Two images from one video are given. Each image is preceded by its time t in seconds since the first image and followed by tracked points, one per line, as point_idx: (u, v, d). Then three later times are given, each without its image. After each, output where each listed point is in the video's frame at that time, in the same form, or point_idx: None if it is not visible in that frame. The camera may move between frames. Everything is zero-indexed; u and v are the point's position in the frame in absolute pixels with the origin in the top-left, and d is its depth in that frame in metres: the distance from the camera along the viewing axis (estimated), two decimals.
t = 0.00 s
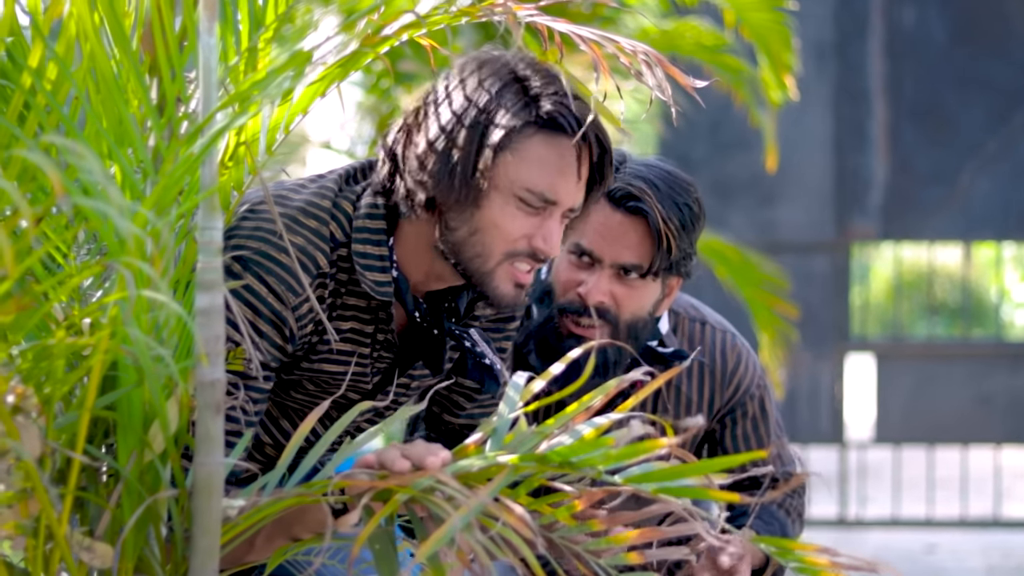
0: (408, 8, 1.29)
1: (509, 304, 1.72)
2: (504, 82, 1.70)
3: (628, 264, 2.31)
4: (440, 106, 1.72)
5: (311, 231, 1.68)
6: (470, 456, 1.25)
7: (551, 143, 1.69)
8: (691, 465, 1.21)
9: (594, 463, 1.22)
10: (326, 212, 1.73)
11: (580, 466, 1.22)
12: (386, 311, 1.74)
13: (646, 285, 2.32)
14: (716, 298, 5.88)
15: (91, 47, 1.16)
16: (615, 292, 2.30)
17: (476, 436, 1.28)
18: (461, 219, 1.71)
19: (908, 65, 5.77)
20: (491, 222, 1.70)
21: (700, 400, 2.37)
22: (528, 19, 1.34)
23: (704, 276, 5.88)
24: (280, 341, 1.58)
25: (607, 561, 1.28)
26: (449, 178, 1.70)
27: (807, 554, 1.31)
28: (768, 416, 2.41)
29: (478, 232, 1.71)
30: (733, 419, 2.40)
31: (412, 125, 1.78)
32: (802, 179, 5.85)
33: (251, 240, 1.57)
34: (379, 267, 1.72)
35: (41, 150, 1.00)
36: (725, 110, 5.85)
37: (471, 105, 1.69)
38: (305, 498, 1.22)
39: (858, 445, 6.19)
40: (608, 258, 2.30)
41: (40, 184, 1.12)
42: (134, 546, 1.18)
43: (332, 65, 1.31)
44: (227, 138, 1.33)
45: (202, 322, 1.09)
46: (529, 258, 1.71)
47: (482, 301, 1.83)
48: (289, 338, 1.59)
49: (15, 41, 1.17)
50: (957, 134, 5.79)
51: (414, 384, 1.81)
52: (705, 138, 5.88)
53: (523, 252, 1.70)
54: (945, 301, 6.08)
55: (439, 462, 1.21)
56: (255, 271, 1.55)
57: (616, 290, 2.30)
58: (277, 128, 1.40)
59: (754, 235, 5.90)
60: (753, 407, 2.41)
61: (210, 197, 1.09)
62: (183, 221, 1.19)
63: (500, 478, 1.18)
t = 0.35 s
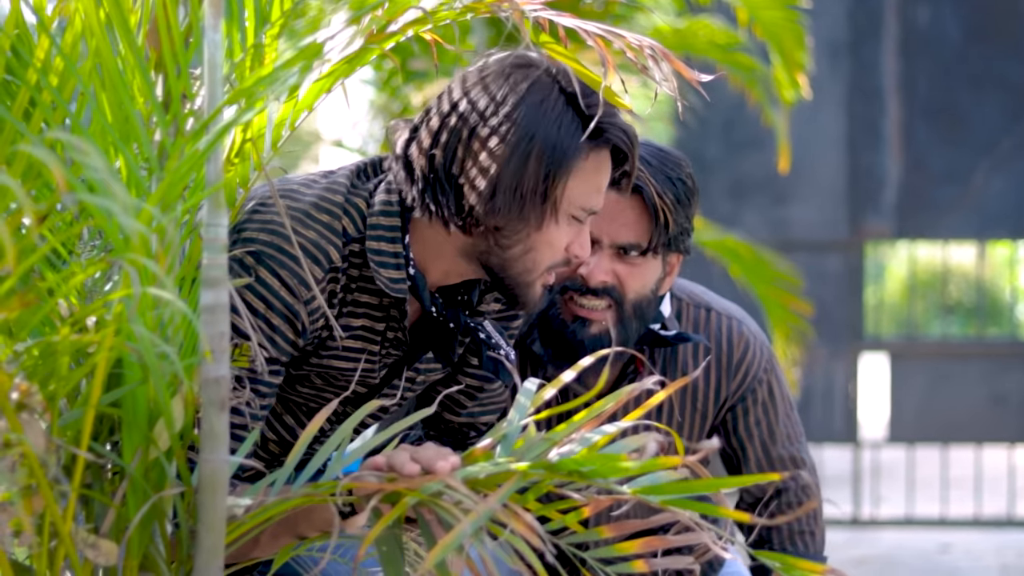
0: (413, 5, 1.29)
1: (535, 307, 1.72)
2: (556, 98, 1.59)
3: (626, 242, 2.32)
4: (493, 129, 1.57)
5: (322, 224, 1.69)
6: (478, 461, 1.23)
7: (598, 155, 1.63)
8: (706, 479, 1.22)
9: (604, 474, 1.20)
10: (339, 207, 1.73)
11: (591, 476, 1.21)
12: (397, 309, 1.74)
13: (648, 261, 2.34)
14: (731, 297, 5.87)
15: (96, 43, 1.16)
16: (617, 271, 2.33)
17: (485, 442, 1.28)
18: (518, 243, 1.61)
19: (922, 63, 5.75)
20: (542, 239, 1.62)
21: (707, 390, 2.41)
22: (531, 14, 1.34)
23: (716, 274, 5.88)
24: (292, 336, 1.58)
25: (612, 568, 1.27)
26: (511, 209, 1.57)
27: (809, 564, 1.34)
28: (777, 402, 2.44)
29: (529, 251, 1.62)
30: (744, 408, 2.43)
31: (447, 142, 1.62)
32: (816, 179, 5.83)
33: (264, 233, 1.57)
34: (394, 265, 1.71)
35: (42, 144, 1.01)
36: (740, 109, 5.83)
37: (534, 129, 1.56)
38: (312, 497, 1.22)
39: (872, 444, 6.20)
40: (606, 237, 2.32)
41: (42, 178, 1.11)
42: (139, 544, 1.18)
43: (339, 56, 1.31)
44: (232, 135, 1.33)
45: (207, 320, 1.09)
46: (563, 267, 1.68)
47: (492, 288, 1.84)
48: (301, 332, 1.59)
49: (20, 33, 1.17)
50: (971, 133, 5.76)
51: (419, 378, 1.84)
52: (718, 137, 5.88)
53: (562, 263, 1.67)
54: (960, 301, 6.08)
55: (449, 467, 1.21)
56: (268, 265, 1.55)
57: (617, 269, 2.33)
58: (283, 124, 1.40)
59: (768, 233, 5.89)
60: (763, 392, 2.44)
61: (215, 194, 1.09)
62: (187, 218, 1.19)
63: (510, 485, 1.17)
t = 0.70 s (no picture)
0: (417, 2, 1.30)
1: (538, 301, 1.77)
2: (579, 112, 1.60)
3: (630, 243, 2.37)
4: (521, 147, 1.57)
5: (327, 222, 1.68)
6: (481, 456, 1.25)
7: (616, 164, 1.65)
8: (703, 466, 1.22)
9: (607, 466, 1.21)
10: (345, 203, 1.73)
11: (592, 469, 1.21)
12: (405, 309, 1.76)
13: (652, 260, 2.39)
14: (743, 296, 5.87)
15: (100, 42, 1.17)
16: (622, 271, 2.37)
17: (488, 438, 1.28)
18: (539, 254, 1.64)
19: (935, 63, 5.73)
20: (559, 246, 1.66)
21: (713, 386, 2.43)
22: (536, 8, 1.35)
23: (729, 274, 5.88)
24: (298, 332, 1.59)
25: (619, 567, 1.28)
26: (537, 224, 1.60)
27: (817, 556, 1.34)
28: (782, 399, 2.44)
29: (547, 260, 1.65)
30: (750, 405, 2.44)
31: (470, 157, 1.62)
32: (829, 177, 5.82)
33: (270, 230, 1.57)
34: (401, 265, 1.72)
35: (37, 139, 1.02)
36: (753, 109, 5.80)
37: (561, 147, 1.58)
38: (314, 497, 1.23)
39: (885, 445, 6.18)
40: (611, 238, 2.37)
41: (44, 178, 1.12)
42: (141, 544, 1.19)
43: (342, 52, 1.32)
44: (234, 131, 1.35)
45: (209, 318, 1.09)
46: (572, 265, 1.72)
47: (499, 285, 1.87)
48: (306, 328, 1.60)
49: (22, 32, 1.18)
50: (984, 132, 5.75)
51: (425, 378, 1.85)
52: (731, 137, 5.84)
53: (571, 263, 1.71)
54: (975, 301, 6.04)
55: (450, 464, 1.22)
56: (274, 261, 1.55)
57: (622, 270, 2.37)
58: (287, 121, 1.43)
59: (781, 234, 5.88)
60: (768, 391, 2.44)
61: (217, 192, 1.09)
62: (190, 217, 1.20)
63: (510, 481, 1.17)
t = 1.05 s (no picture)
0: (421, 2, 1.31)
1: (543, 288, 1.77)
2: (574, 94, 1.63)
3: (635, 241, 2.38)
4: (511, 124, 1.61)
5: (329, 209, 1.71)
6: (481, 455, 1.24)
7: (614, 148, 1.66)
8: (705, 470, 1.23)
9: (607, 465, 1.21)
10: (348, 189, 1.76)
11: (592, 468, 1.21)
12: (407, 296, 1.78)
13: (657, 259, 2.39)
14: (753, 295, 5.86)
15: (100, 41, 1.18)
16: (627, 271, 2.38)
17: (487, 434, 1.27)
18: (533, 234, 1.65)
19: (946, 61, 5.72)
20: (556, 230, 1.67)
21: (717, 383, 2.43)
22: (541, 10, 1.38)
23: (739, 274, 5.86)
24: (300, 317, 1.60)
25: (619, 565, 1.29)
26: (529, 202, 1.62)
27: (819, 561, 1.33)
28: (785, 395, 2.43)
29: (543, 241, 1.67)
30: (755, 401, 2.44)
31: (465, 134, 1.65)
32: (839, 175, 5.80)
33: (272, 214, 1.59)
34: (402, 250, 1.74)
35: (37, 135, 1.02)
36: (763, 108, 5.79)
37: (551, 124, 1.60)
38: (313, 495, 1.23)
39: (895, 444, 6.18)
40: (615, 237, 2.37)
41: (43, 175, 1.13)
42: (141, 542, 1.21)
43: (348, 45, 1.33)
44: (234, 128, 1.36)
45: (208, 316, 1.10)
46: (574, 251, 1.72)
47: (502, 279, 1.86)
48: (309, 314, 1.61)
49: (22, 30, 1.19)
50: (995, 131, 5.75)
51: (431, 369, 1.89)
52: (741, 136, 5.84)
53: (572, 249, 1.71)
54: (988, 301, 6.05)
55: (447, 461, 1.22)
56: (275, 245, 1.57)
57: (627, 269, 2.38)
58: (288, 120, 1.45)
59: (790, 232, 5.88)
60: (772, 388, 2.44)
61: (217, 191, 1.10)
62: (190, 214, 1.21)
63: (511, 477, 1.16)
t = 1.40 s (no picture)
0: None
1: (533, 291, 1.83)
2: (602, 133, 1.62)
3: (639, 241, 2.37)
4: (546, 170, 1.57)
5: (321, 206, 1.75)
6: (475, 435, 1.30)
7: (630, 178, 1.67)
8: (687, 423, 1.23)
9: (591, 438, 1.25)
10: (339, 187, 1.79)
11: (581, 442, 1.24)
12: (403, 299, 1.81)
13: (660, 258, 2.39)
14: (760, 295, 5.86)
15: (98, 34, 1.18)
16: (630, 270, 2.38)
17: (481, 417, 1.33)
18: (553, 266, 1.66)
19: (955, 60, 5.71)
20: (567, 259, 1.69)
21: (721, 381, 2.44)
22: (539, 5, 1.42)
23: (748, 276, 5.86)
24: (293, 313, 1.63)
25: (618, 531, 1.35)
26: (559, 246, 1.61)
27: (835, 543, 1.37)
28: (792, 397, 2.41)
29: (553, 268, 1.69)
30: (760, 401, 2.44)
31: (492, 174, 1.61)
32: (847, 174, 5.79)
33: (262, 210, 1.62)
34: (394, 254, 1.77)
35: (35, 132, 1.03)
36: (771, 107, 5.79)
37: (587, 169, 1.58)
38: (308, 488, 1.25)
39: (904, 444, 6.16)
40: (619, 237, 2.36)
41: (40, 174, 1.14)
42: (142, 538, 1.22)
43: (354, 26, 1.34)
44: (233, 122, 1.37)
45: (208, 313, 1.11)
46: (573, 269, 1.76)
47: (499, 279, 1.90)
48: (301, 310, 1.64)
49: (20, 28, 1.20)
50: (1004, 131, 5.73)
51: (434, 365, 1.93)
52: (750, 135, 5.83)
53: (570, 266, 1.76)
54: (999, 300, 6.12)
55: (435, 445, 1.26)
56: (266, 242, 1.60)
57: (630, 268, 2.37)
58: (286, 117, 1.47)
59: (798, 231, 5.86)
60: (778, 388, 2.43)
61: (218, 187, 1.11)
62: (190, 210, 1.22)
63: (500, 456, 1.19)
